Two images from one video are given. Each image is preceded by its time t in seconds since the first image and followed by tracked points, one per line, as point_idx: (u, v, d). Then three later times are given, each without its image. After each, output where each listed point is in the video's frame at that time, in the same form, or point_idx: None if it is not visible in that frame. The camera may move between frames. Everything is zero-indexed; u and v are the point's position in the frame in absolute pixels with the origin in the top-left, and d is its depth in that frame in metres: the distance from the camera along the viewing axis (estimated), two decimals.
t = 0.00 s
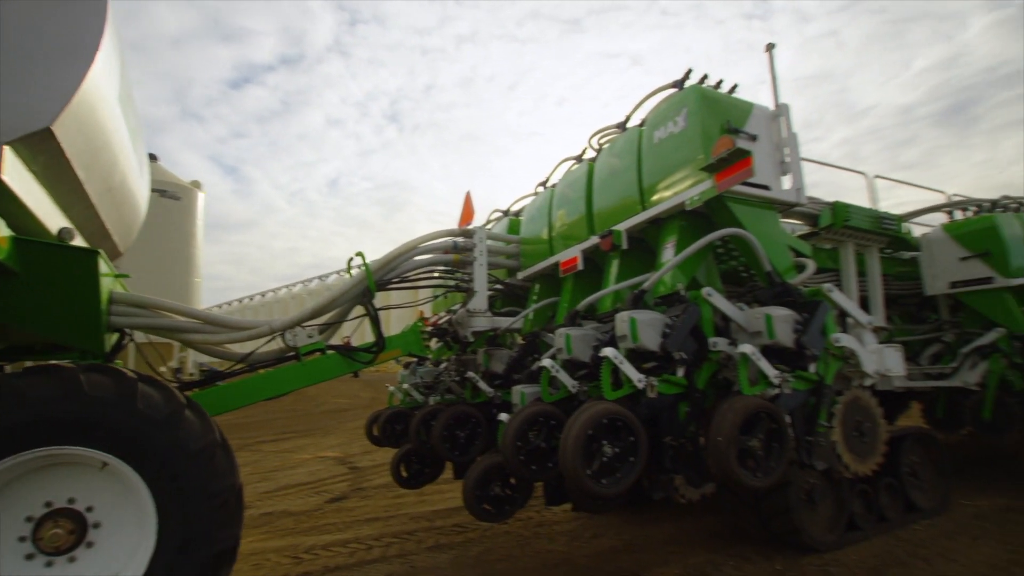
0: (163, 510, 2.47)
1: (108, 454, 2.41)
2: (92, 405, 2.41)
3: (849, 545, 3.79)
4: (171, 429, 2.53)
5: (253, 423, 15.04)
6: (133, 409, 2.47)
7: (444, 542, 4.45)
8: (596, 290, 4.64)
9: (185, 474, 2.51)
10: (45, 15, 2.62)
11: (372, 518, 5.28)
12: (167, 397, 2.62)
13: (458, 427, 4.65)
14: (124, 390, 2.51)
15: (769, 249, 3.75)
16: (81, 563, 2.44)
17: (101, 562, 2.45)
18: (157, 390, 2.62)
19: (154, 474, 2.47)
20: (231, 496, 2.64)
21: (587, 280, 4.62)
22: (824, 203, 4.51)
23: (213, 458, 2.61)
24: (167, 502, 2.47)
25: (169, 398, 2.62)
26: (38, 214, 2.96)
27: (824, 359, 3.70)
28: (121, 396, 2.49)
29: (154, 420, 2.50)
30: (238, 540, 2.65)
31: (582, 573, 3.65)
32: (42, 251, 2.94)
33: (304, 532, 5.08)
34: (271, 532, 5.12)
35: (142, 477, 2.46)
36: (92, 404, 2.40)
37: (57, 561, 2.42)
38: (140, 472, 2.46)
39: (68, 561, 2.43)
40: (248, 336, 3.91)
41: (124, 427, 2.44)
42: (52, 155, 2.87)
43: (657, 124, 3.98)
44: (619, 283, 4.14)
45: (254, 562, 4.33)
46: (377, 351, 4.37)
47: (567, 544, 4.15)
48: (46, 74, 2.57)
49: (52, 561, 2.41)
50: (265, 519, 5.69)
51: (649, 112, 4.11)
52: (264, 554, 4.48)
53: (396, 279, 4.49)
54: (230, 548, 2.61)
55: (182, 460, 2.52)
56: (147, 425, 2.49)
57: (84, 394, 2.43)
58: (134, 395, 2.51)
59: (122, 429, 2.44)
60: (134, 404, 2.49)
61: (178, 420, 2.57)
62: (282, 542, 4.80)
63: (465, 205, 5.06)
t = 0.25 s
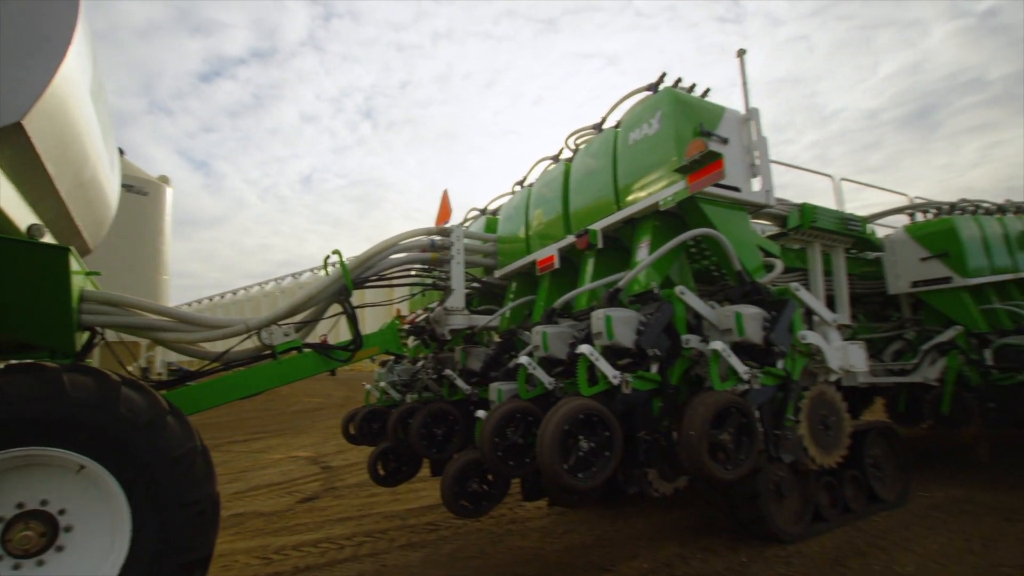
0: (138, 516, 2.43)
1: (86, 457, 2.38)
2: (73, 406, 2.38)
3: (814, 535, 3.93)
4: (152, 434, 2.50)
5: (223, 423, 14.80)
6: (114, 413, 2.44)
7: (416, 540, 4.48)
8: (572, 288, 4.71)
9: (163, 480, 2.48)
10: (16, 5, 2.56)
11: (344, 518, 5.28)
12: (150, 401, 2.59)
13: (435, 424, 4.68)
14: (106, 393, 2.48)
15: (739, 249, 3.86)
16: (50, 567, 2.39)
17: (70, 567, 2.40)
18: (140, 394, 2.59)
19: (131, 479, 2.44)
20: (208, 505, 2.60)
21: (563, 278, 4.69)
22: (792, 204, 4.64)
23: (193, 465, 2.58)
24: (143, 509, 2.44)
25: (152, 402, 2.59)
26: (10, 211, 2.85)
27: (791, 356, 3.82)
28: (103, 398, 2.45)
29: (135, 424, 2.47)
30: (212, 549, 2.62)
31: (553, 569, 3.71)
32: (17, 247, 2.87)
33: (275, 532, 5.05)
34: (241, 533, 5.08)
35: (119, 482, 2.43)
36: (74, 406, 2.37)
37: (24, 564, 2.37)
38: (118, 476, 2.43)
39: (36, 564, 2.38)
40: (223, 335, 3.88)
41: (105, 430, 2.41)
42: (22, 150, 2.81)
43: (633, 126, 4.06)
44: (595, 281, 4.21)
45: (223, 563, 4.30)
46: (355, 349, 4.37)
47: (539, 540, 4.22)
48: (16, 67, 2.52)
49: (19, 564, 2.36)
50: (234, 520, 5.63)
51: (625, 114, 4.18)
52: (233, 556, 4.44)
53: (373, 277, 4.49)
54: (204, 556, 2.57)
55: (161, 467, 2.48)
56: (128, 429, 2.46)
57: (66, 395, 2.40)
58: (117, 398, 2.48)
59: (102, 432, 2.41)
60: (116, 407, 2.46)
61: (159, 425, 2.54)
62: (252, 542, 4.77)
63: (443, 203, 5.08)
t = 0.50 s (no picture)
0: (115, 522, 2.40)
1: (68, 460, 2.36)
2: (58, 408, 2.36)
3: (783, 527, 4.04)
4: (136, 440, 2.49)
5: (196, 423, 14.58)
6: (100, 417, 2.43)
7: (389, 538, 4.50)
8: (550, 286, 4.76)
9: (144, 486, 2.46)
10: None
11: (318, 517, 5.28)
12: (135, 407, 2.58)
13: (415, 421, 4.70)
14: (93, 397, 2.47)
15: (713, 249, 3.95)
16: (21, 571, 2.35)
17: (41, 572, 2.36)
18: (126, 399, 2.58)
19: (111, 484, 2.41)
20: (187, 514, 2.58)
21: (541, 276, 4.74)
22: (765, 205, 4.75)
23: (175, 473, 2.57)
24: (121, 515, 2.41)
25: (138, 408, 2.59)
26: None
27: (762, 352, 3.93)
28: (89, 402, 2.44)
29: (120, 428, 2.46)
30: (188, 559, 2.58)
31: (527, 565, 3.76)
32: None
33: (247, 533, 5.02)
34: (212, 534, 5.04)
35: (98, 486, 2.40)
36: (60, 407, 2.36)
37: None
38: (99, 480, 2.40)
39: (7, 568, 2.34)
40: (200, 333, 3.86)
41: (88, 433, 2.40)
42: None
43: (610, 127, 4.13)
44: (573, 279, 4.27)
45: (194, 565, 4.26)
46: (334, 347, 4.38)
47: (514, 537, 4.27)
48: None
49: None
50: (205, 521, 5.57)
51: (602, 115, 4.25)
52: (204, 557, 4.41)
53: (352, 275, 4.49)
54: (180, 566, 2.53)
55: (143, 473, 2.47)
56: (112, 433, 2.44)
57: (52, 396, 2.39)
58: (103, 402, 2.48)
59: (86, 435, 2.39)
60: (102, 411, 2.45)
61: (144, 431, 2.53)
62: (224, 543, 4.74)
63: (422, 201, 5.10)
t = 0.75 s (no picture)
0: (94, 527, 2.38)
1: (50, 463, 2.34)
2: (44, 409, 2.35)
3: (755, 520, 4.15)
4: (121, 446, 2.47)
5: (169, 424, 14.35)
6: (86, 421, 2.42)
7: (365, 537, 4.51)
8: (529, 284, 4.81)
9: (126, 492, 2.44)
10: None
11: (294, 517, 5.27)
12: (122, 413, 2.57)
13: (396, 418, 4.72)
14: (80, 401, 2.46)
15: (689, 247, 4.03)
16: None
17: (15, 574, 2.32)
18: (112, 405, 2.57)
19: (93, 489, 2.39)
20: (167, 523, 2.56)
21: (521, 274, 4.79)
22: (740, 205, 4.86)
23: (157, 481, 2.55)
24: (100, 521, 2.39)
25: (125, 414, 2.58)
26: None
27: (736, 348, 4.04)
28: (76, 406, 2.43)
29: (106, 434, 2.45)
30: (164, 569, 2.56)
31: (502, 561, 3.82)
32: None
33: (221, 534, 5.00)
34: (185, 535, 5.01)
35: (79, 491, 2.38)
36: (46, 409, 2.35)
37: None
38: (81, 484, 2.38)
39: None
40: (178, 331, 3.83)
41: (74, 437, 2.38)
42: None
43: (589, 127, 4.19)
44: (552, 277, 4.33)
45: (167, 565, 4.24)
46: (314, 345, 4.39)
47: (491, 533, 4.33)
48: None
49: None
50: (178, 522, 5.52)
51: (581, 116, 4.31)
52: (177, 557, 4.39)
53: (333, 273, 4.48)
54: None
55: (127, 479, 2.45)
56: (98, 437, 2.43)
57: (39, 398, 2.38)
58: (91, 406, 2.47)
59: (71, 438, 2.38)
60: (88, 415, 2.44)
61: (129, 437, 2.52)
62: (197, 545, 4.71)
63: (403, 199, 5.11)
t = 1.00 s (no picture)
0: (73, 533, 2.37)
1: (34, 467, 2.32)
2: (32, 412, 2.34)
3: (729, 513, 4.25)
4: (106, 452, 2.47)
5: (144, 424, 14.14)
6: (73, 426, 2.42)
7: (341, 536, 4.52)
8: (510, 282, 4.86)
9: (108, 499, 2.44)
10: None
11: (267, 517, 5.25)
12: (109, 420, 2.57)
13: (377, 416, 4.74)
14: (67, 405, 2.46)
15: (666, 246, 4.11)
16: None
17: None
18: (98, 411, 2.57)
19: (75, 494, 2.38)
20: (146, 532, 2.56)
21: (502, 272, 4.83)
22: (717, 205, 4.96)
23: (139, 490, 2.55)
24: (79, 527, 2.38)
25: (109, 421, 2.58)
26: None
27: (712, 344, 4.13)
28: (64, 412, 2.43)
29: (93, 440, 2.45)
30: None
31: (477, 558, 3.86)
32: None
33: (192, 535, 4.97)
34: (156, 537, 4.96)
35: (60, 495, 2.36)
36: (34, 412, 2.34)
37: None
38: (63, 488, 2.37)
39: None
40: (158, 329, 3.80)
41: (59, 441, 2.38)
42: None
43: (569, 127, 4.24)
44: (533, 275, 4.38)
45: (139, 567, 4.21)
46: (296, 342, 4.41)
47: (466, 531, 4.37)
48: None
49: None
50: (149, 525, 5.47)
51: (561, 116, 4.36)
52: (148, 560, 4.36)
53: (314, 271, 4.48)
54: None
55: (111, 487, 2.45)
56: (84, 442, 2.43)
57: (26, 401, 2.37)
58: (78, 412, 2.47)
59: (57, 442, 2.37)
60: (76, 420, 2.44)
61: (114, 444, 2.52)
62: (168, 547, 4.67)
63: (384, 197, 5.12)
